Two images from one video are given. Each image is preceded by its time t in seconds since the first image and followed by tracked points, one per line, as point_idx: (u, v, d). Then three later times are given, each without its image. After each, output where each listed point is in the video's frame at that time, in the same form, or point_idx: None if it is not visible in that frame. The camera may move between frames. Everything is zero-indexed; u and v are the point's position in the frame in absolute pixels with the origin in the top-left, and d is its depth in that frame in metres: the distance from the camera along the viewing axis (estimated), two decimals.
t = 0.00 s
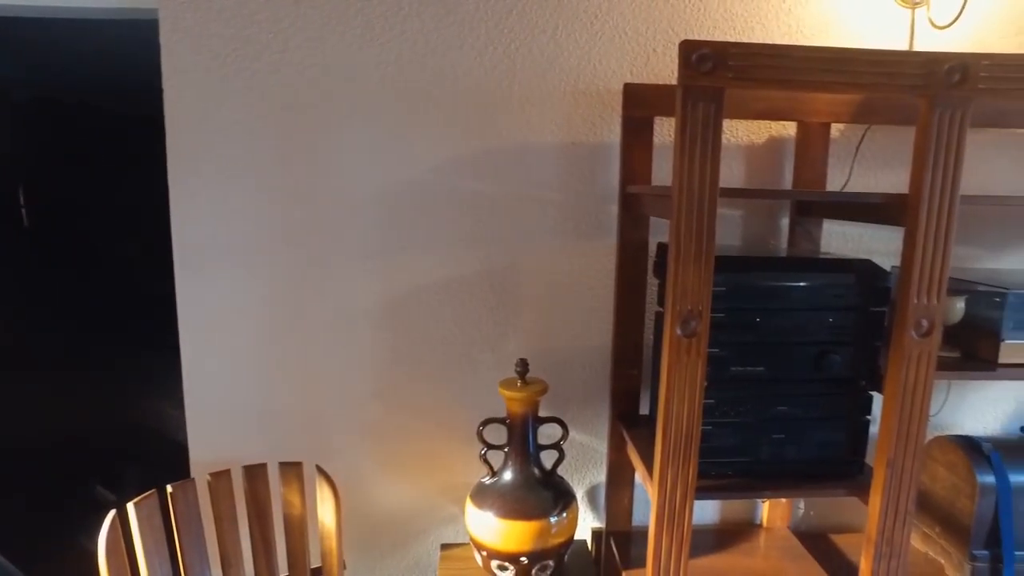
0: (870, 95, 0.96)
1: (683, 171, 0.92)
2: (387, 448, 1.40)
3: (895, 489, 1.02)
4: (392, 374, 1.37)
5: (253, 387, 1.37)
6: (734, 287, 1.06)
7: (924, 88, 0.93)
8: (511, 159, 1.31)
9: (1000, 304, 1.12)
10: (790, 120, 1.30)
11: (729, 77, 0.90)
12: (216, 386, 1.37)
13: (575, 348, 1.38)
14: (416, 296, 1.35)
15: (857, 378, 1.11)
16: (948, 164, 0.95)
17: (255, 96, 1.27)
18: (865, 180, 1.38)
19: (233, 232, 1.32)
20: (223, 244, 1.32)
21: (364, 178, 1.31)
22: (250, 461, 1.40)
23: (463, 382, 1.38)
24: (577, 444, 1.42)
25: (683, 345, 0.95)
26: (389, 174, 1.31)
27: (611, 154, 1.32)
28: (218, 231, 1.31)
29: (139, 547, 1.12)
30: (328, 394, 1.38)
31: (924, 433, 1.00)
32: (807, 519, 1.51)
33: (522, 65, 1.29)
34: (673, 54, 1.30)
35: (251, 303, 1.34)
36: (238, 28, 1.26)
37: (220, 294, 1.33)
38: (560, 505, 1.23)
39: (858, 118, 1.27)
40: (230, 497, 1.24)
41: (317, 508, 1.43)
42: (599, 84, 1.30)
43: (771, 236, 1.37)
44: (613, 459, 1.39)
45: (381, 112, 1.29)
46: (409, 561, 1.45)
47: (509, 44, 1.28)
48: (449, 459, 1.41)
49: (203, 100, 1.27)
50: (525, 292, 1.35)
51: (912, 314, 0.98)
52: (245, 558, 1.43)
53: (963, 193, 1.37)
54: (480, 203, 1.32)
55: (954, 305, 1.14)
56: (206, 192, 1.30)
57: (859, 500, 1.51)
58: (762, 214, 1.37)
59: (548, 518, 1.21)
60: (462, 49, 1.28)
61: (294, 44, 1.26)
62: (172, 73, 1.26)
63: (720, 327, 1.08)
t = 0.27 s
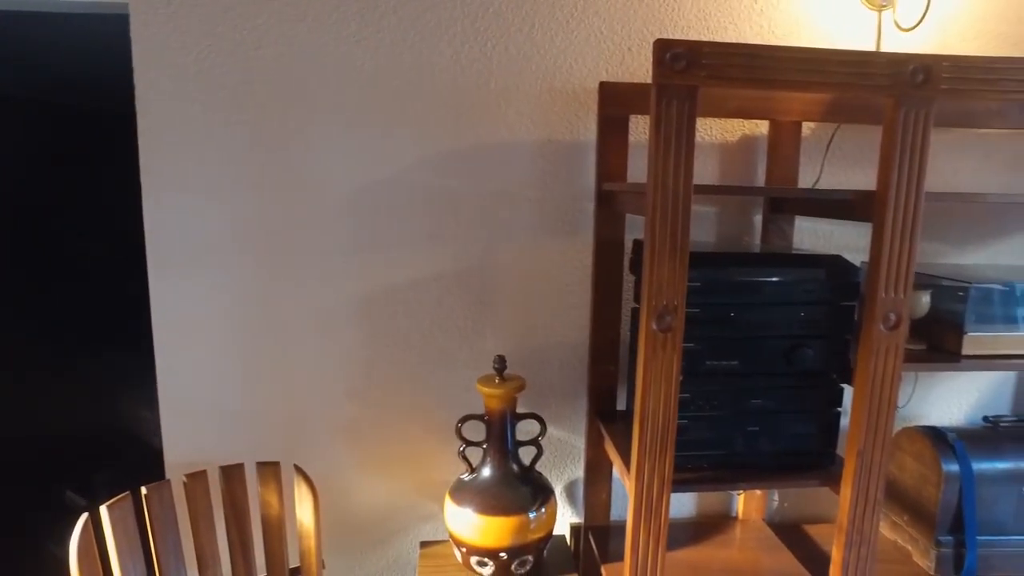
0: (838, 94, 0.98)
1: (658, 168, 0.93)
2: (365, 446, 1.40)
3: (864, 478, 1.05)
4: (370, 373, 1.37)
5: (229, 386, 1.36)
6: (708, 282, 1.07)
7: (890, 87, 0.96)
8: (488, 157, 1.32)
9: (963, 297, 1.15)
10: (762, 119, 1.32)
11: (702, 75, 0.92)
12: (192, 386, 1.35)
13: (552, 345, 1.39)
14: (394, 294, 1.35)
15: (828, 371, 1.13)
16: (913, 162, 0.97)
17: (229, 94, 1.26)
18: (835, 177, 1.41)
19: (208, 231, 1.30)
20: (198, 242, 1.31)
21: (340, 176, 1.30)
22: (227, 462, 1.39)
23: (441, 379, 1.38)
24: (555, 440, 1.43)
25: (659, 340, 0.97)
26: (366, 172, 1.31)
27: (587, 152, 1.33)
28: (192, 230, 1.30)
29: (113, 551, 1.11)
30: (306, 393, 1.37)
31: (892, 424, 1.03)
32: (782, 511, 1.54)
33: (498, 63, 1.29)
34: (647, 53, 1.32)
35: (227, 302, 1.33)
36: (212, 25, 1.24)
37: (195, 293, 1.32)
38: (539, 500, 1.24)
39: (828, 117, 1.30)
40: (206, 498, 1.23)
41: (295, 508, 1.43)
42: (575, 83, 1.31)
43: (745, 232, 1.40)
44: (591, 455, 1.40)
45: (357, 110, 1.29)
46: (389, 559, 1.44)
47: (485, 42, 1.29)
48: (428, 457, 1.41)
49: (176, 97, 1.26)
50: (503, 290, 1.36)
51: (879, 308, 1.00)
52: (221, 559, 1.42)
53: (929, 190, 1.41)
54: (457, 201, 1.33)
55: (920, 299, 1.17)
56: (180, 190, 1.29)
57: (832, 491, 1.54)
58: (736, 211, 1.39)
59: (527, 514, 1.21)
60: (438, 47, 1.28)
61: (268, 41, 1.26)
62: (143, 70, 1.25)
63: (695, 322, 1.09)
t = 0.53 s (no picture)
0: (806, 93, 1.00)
1: (631, 165, 0.94)
2: (341, 445, 1.39)
3: (834, 468, 1.07)
4: (345, 371, 1.36)
5: (203, 386, 1.34)
6: (682, 278, 1.09)
7: (856, 87, 0.98)
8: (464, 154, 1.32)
9: (927, 291, 1.18)
10: (733, 117, 1.34)
11: (674, 73, 0.93)
12: (165, 385, 1.34)
13: (528, 341, 1.40)
14: (370, 292, 1.34)
15: (799, 364, 1.16)
16: (879, 159, 1.00)
17: (201, 90, 1.25)
18: (804, 174, 1.43)
19: (180, 228, 1.29)
20: (169, 241, 1.29)
21: (315, 173, 1.30)
22: (200, 462, 1.38)
23: (418, 377, 1.38)
24: (532, 436, 1.44)
25: (633, 334, 0.98)
26: (341, 169, 1.30)
27: (562, 149, 1.34)
28: (164, 228, 1.28)
29: (82, 554, 1.09)
30: (282, 391, 1.36)
31: (860, 414, 1.06)
32: (755, 503, 1.56)
33: (474, 61, 1.30)
34: (621, 51, 1.33)
35: (199, 300, 1.31)
36: (183, 20, 1.23)
37: (167, 292, 1.30)
38: (516, 496, 1.25)
39: (797, 116, 1.33)
40: (179, 499, 1.21)
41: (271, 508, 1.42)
42: (549, 81, 1.32)
43: (717, 229, 1.42)
44: (567, 450, 1.41)
45: (331, 107, 1.28)
46: (366, 558, 1.44)
47: (460, 40, 1.29)
48: (405, 455, 1.41)
49: (147, 94, 1.24)
50: (479, 287, 1.36)
51: (847, 301, 1.03)
52: (195, 561, 1.40)
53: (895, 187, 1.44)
54: (431, 198, 1.33)
55: (886, 293, 1.19)
56: (150, 187, 1.27)
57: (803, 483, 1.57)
58: (709, 208, 1.41)
59: (504, 509, 1.22)
60: (412, 45, 1.28)
61: (241, 37, 1.24)
62: (112, 66, 1.23)
63: (668, 317, 1.11)
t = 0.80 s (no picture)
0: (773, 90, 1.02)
1: (602, 160, 0.95)
2: (314, 444, 1.38)
3: (802, 459, 1.09)
4: (318, 369, 1.35)
5: (173, 385, 1.32)
6: (652, 272, 1.10)
7: (821, 84, 1.00)
8: (436, 151, 1.32)
9: (890, 285, 1.20)
10: (703, 114, 1.36)
11: (643, 70, 0.94)
12: (133, 385, 1.31)
13: (502, 337, 1.40)
14: (342, 289, 1.34)
15: (767, 357, 1.18)
16: (844, 155, 1.02)
17: (167, 85, 1.23)
18: (772, 171, 1.46)
19: (147, 225, 1.26)
20: (136, 238, 1.27)
21: (285, 169, 1.28)
22: (170, 463, 1.35)
23: (391, 374, 1.38)
24: (506, 432, 1.45)
25: (605, 328, 0.99)
26: (312, 165, 1.29)
27: (534, 146, 1.35)
28: (130, 226, 1.26)
29: (46, 559, 1.06)
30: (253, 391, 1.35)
31: (827, 405, 1.08)
32: (727, 495, 1.58)
33: (445, 57, 1.29)
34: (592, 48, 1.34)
35: (168, 298, 1.29)
36: (148, 14, 1.20)
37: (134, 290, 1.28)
38: (491, 492, 1.25)
39: (764, 113, 1.35)
40: (147, 502, 1.19)
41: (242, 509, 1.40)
42: (521, 77, 1.33)
43: (688, 225, 1.43)
44: (541, 445, 1.42)
45: (301, 103, 1.27)
46: (340, 557, 1.43)
47: (431, 36, 1.28)
48: (378, 453, 1.40)
49: (112, 88, 1.22)
50: (451, 284, 1.36)
51: (813, 294, 1.05)
52: (165, 564, 1.38)
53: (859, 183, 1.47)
54: (404, 195, 1.32)
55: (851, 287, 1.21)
56: (116, 183, 1.24)
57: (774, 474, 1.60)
58: (679, 204, 1.42)
59: (478, 505, 1.23)
60: (384, 40, 1.27)
61: (208, 31, 1.22)
62: (75, 60, 1.20)
63: (640, 311, 1.12)
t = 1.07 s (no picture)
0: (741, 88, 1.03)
1: (574, 156, 0.95)
2: (287, 444, 1.37)
3: (772, 451, 1.11)
4: (290, 368, 1.34)
5: (140, 386, 1.30)
6: (625, 268, 1.11)
7: (788, 82, 1.02)
8: (408, 147, 1.31)
9: (857, 279, 1.23)
10: (674, 111, 1.37)
11: (614, 66, 0.95)
12: (98, 386, 1.28)
13: (476, 334, 1.40)
14: (313, 287, 1.32)
15: (738, 351, 1.19)
16: (811, 151, 1.03)
17: (132, 79, 1.20)
18: (742, 168, 1.48)
19: (112, 223, 1.24)
20: (101, 236, 1.24)
21: (254, 166, 1.26)
22: (138, 466, 1.33)
23: (364, 373, 1.37)
24: (481, 429, 1.45)
25: (578, 324, 0.99)
26: (281, 162, 1.27)
27: (506, 142, 1.35)
28: (94, 223, 1.23)
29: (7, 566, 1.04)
30: (223, 391, 1.33)
31: (796, 398, 1.09)
32: (701, 488, 1.59)
33: (417, 54, 1.29)
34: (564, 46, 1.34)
35: (135, 298, 1.27)
36: (111, 6, 1.18)
37: (99, 289, 1.25)
38: (466, 488, 1.25)
39: (733, 111, 1.37)
40: (114, 505, 1.17)
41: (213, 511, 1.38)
42: (493, 74, 1.32)
43: (660, 221, 1.44)
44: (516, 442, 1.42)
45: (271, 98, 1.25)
46: (314, 558, 1.42)
47: (403, 32, 1.28)
48: (353, 453, 1.39)
49: (73, 82, 1.19)
50: (425, 281, 1.36)
51: (783, 289, 1.06)
52: (134, 569, 1.36)
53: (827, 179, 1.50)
54: (376, 192, 1.31)
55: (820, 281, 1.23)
56: (79, 179, 1.21)
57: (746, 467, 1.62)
58: (651, 201, 1.43)
59: (453, 502, 1.22)
60: (354, 36, 1.26)
61: (174, 24, 1.20)
62: (34, 53, 1.17)
63: (613, 307, 1.12)
